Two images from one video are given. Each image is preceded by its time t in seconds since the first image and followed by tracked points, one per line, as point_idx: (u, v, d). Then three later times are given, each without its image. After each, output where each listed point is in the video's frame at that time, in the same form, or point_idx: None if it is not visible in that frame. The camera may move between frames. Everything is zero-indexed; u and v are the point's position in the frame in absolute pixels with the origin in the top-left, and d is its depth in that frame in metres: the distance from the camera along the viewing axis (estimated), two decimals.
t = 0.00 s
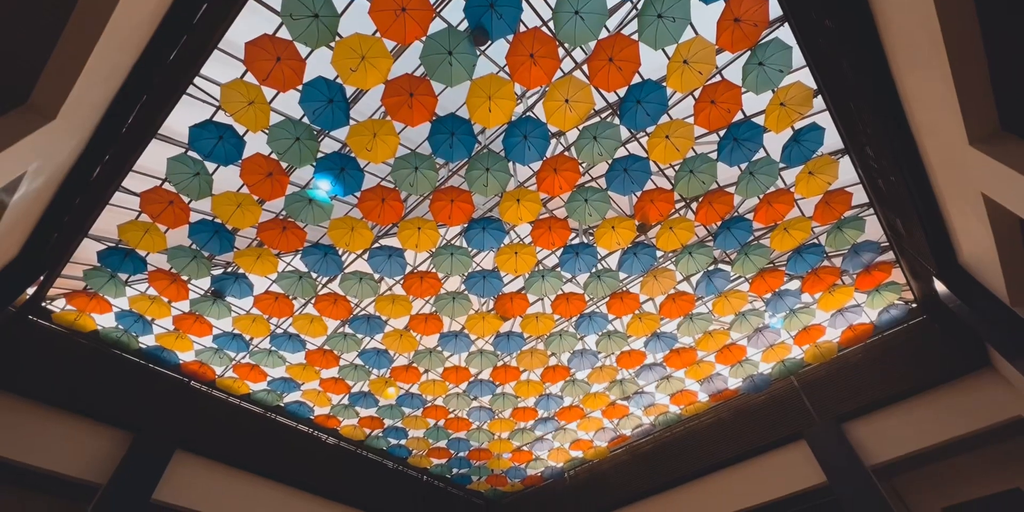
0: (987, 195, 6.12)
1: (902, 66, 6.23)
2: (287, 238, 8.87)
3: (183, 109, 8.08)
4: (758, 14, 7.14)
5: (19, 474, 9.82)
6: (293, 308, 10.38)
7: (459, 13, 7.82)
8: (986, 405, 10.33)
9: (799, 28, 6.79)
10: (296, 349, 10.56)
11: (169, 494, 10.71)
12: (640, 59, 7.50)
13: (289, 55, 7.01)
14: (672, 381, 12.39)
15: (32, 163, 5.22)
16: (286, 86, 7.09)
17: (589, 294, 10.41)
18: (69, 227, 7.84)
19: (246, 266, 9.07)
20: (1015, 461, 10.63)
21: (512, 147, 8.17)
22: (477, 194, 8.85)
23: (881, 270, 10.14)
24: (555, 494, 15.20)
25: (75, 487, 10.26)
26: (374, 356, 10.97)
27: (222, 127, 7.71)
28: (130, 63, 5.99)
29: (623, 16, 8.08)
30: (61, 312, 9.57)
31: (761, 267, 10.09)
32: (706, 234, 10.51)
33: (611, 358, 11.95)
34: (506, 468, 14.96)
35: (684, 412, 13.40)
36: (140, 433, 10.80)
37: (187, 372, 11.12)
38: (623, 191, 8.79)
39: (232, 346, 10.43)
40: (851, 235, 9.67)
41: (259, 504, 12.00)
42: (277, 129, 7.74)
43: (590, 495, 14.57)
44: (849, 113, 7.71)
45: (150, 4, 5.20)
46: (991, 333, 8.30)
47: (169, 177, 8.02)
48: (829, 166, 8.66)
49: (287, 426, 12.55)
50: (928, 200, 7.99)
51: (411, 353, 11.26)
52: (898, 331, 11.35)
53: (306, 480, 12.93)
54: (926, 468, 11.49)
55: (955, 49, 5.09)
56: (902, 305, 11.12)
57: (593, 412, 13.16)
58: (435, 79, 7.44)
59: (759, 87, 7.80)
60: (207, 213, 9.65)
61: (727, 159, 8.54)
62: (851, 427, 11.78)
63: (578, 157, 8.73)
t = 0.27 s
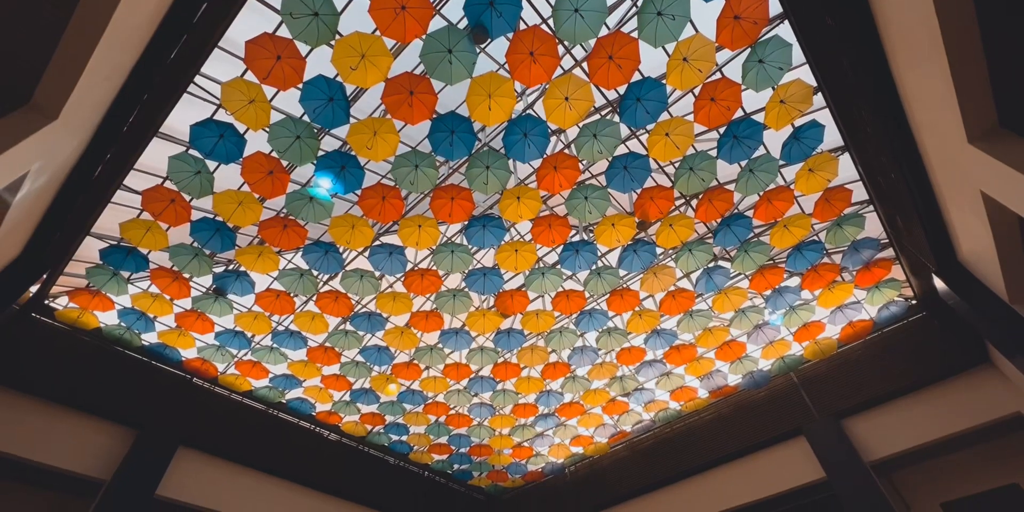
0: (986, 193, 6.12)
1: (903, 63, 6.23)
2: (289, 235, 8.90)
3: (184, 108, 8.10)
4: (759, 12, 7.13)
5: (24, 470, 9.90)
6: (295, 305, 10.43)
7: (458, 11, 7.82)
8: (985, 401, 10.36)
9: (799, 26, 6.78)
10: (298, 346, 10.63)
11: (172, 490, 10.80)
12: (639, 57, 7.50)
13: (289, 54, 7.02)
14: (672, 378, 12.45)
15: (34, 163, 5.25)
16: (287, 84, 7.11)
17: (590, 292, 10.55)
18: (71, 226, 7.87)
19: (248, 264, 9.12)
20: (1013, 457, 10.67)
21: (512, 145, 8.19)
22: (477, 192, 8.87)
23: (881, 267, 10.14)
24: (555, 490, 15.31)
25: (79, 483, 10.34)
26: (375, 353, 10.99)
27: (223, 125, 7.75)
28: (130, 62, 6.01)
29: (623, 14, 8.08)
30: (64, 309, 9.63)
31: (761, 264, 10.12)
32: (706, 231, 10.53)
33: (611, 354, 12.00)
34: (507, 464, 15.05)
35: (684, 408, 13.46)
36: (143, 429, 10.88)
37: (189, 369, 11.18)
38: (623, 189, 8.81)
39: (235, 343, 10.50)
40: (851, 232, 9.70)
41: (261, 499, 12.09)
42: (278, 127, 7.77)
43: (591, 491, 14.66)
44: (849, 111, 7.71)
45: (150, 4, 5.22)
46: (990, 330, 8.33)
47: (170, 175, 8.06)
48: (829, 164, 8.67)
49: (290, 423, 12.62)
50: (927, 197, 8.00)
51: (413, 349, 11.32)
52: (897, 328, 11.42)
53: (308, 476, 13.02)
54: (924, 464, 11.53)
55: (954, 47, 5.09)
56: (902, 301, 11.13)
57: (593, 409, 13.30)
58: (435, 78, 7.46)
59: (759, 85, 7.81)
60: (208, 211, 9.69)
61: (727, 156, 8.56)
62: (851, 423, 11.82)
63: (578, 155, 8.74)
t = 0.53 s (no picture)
0: (984, 192, 6.15)
1: (902, 62, 6.23)
2: (290, 233, 8.95)
3: (185, 106, 8.14)
4: (759, 9, 7.14)
5: (30, 465, 10.01)
6: (297, 302, 10.49)
7: (458, 9, 7.83)
8: (983, 397, 10.41)
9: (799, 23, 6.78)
10: (300, 343, 10.70)
11: (176, 485, 10.90)
12: (639, 55, 7.52)
13: (290, 52, 7.05)
14: (672, 374, 12.49)
15: (38, 162, 5.29)
16: (288, 83, 7.14)
17: (590, 289, 10.59)
18: (74, 223, 7.92)
19: (250, 261, 9.18)
20: (1011, 452, 10.73)
21: (512, 143, 8.21)
22: (478, 189, 8.91)
23: (881, 264, 10.15)
24: (556, 485, 15.39)
25: (84, 479, 10.44)
26: (377, 349, 11.10)
27: (224, 123, 7.79)
28: (132, 62, 6.04)
29: (624, 11, 8.08)
30: (67, 307, 9.70)
31: (761, 261, 10.15)
32: (707, 228, 10.53)
33: (611, 351, 12.06)
34: (507, 459, 15.14)
35: (684, 404, 13.49)
36: (147, 425, 10.97)
37: (192, 365, 11.24)
38: (624, 186, 8.84)
39: (237, 340, 10.58)
40: (851, 229, 9.72)
41: (265, 494, 12.21)
42: (279, 126, 7.81)
43: (591, 486, 14.74)
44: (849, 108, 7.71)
45: (151, 4, 5.24)
46: (988, 327, 8.37)
47: (172, 173, 8.11)
48: (829, 161, 8.68)
49: (292, 419, 12.66)
50: (927, 195, 8.01)
51: (414, 346, 11.38)
52: (897, 324, 11.33)
53: (311, 471, 13.13)
54: (923, 459, 11.60)
55: (953, 46, 5.09)
56: (902, 298, 11.13)
57: (593, 405, 13.40)
58: (435, 76, 7.48)
59: (759, 82, 7.81)
60: (210, 209, 9.74)
61: (727, 153, 8.57)
62: (849, 419, 11.89)
63: (578, 152, 8.75)
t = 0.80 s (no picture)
0: (983, 189, 6.17)
1: (901, 60, 6.24)
2: (292, 230, 9.01)
3: (187, 104, 8.18)
4: (759, 6, 7.13)
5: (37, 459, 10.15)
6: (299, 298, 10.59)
7: (459, 6, 7.84)
8: (982, 392, 10.47)
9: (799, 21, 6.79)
10: (302, 338, 10.78)
11: (182, 478, 11.03)
12: (640, 52, 7.53)
13: (292, 50, 7.07)
14: (672, 369, 12.56)
15: (43, 161, 5.35)
16: (289, 81, 7.17)
17: (591, 284, 10.60)
18: (79, 220, 7.97)
19: (253, 258, 9.25)
20: (1008, 446, 10.81)
21: (513, 140, 8.24)
22: (479, 186, 8.96)
23: (881, 260, 10.22)
24: (557, 479, 15.51)
25: (90, 472, 10.58)
26: (379, 345, 11.20)
27: (226, 121, 7.82)
28: (135, 62, 6.07)
29: (624, 8, 8.08)
30: (72, 303, 9.80)
31: (761, 257, 10.19)
32: (707, 224, 10.56)
33: (612, 346, 12.11)
34: (509, 453, 15.25)
35: (683, 399, 13.55)
36: (152, 419, 11.10)
37: (196, 360, 11.34)
38: (624, 183, 8.87)
39: (241, 335, 10.70)
40: (851, 225, 9.75)
41: (269, 488, 12.37)
42: (281, 124, 7.85)
43: (592, 479, 14.86)
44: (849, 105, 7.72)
45: (154, 4, 5.28)
46: (987, 324, 8.41)
47: (175, 171, 8.16)
48: (830, 157, 8.69)
49: (294, 413, 12.77)
50: (926, 191, 8.03)
51: (415, 341, 11.45)
52: (897, 320, 11.33)
53: (314, 465, 13.25)
54: (921, 453, 11.68)
55: (952, 45, 5.11)
56: (901, 294, 11.15)
57: (594, 400, 13.48)
58: (436, 73, 7.50)
59: (759, 79, 7.82)
60: (213, 206, 9.80)
61: (727, 150, 8.60)
62: (848, 414, 11.96)
63: (579, 149, 8.79)
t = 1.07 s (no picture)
0: (983, 187, 6.19)
1: (902, 57, 6.24)
2: (295, 226, 9.07)
3: (190, 101, 8.21)
4: (761, 3, 7.12)
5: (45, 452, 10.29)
6: (302, 293, 10.69)
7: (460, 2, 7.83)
8: (980, 387, 10.52)
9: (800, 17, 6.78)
10: (305, 333, 10.88)
11: (187, 471, 11.18)
12: (641, 48, 7.52)
13: (293, 47, 7.08)
14: (672, 363, 12.66)
15: (49, 160, 5.40)
16: (291, 78, 7.20)
17: (592, 280, 10.64)
18: (84, 217, 8.04)
19: (255, 254, 9.31)
20: (1005, 440, 10.90)
21: (514, 136, 8.27)
22: (480, 183, 8.99)
23: (881, 255, 10.24)
24: (558, 471, 15.65)
25: (98, 465, 10.73)
26: (381, 338, 11.23)
27: (228, 118, 7.85)
28: (138, 61, 6.12)
29: (625, 4, 8.06)
30: (77, 298, 9.95)
31: (761, 253, 10.22)
32: (708, 220, 10.60)
33: (613, 341, 12.18)
34: (510, 446, 15.39)
35: (683, 393, 13.65)
36: (158, 413, 11.23)
37: (201, 355, 11.45)
38: (625, 179, 8.90)
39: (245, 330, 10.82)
40: (852, 221, 9.76)
41: (273, 480, 12.52)
42: (283, 120, 7.87)
43: (593, 472, 14.98)
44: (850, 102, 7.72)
45: (157, 3, 5.30)
46: (985, 320, 8.44)
47: (178, 168, 8.21)
48: (831, 153, 8.69)
49: (298, 406, 12.90)
50: (926, 188, 8.05)
51: (417, 336, 11.54)
52: (898, 315, 11.39)
53: (318, 458, 13.40)
54: (919, 447, 11.76)
55: (952, 43, 5.11)
56: (901, 289, 11.16)
57: (595, 394, 13.58)
58: (437, 70, 7.51)
59: (761, 75, 7.81)
60: (215, 202, 9.86)
61: (728, 146, 8.62)
62: (847, 408, 12.04)
63: (580, 145, 8.81)
